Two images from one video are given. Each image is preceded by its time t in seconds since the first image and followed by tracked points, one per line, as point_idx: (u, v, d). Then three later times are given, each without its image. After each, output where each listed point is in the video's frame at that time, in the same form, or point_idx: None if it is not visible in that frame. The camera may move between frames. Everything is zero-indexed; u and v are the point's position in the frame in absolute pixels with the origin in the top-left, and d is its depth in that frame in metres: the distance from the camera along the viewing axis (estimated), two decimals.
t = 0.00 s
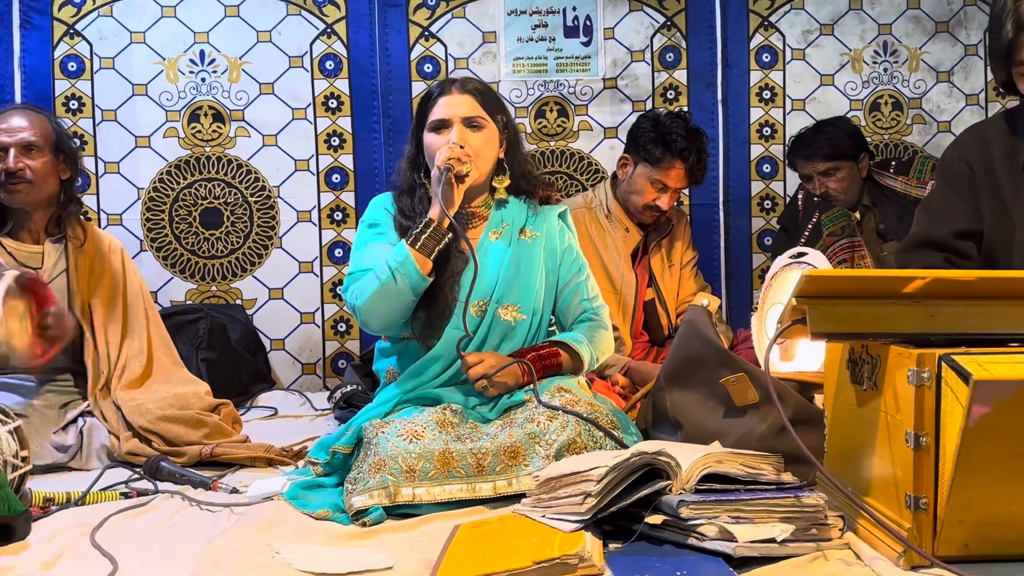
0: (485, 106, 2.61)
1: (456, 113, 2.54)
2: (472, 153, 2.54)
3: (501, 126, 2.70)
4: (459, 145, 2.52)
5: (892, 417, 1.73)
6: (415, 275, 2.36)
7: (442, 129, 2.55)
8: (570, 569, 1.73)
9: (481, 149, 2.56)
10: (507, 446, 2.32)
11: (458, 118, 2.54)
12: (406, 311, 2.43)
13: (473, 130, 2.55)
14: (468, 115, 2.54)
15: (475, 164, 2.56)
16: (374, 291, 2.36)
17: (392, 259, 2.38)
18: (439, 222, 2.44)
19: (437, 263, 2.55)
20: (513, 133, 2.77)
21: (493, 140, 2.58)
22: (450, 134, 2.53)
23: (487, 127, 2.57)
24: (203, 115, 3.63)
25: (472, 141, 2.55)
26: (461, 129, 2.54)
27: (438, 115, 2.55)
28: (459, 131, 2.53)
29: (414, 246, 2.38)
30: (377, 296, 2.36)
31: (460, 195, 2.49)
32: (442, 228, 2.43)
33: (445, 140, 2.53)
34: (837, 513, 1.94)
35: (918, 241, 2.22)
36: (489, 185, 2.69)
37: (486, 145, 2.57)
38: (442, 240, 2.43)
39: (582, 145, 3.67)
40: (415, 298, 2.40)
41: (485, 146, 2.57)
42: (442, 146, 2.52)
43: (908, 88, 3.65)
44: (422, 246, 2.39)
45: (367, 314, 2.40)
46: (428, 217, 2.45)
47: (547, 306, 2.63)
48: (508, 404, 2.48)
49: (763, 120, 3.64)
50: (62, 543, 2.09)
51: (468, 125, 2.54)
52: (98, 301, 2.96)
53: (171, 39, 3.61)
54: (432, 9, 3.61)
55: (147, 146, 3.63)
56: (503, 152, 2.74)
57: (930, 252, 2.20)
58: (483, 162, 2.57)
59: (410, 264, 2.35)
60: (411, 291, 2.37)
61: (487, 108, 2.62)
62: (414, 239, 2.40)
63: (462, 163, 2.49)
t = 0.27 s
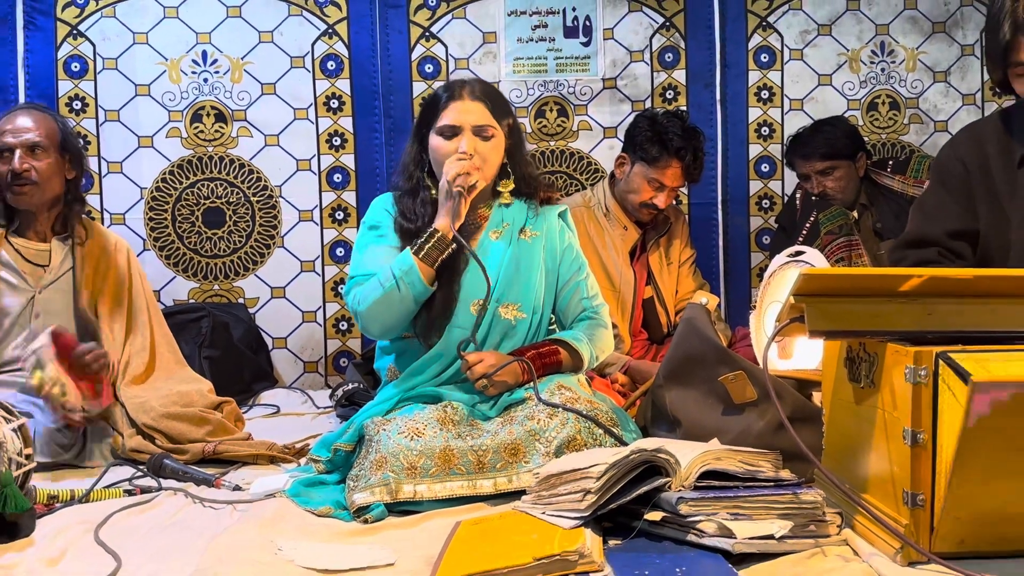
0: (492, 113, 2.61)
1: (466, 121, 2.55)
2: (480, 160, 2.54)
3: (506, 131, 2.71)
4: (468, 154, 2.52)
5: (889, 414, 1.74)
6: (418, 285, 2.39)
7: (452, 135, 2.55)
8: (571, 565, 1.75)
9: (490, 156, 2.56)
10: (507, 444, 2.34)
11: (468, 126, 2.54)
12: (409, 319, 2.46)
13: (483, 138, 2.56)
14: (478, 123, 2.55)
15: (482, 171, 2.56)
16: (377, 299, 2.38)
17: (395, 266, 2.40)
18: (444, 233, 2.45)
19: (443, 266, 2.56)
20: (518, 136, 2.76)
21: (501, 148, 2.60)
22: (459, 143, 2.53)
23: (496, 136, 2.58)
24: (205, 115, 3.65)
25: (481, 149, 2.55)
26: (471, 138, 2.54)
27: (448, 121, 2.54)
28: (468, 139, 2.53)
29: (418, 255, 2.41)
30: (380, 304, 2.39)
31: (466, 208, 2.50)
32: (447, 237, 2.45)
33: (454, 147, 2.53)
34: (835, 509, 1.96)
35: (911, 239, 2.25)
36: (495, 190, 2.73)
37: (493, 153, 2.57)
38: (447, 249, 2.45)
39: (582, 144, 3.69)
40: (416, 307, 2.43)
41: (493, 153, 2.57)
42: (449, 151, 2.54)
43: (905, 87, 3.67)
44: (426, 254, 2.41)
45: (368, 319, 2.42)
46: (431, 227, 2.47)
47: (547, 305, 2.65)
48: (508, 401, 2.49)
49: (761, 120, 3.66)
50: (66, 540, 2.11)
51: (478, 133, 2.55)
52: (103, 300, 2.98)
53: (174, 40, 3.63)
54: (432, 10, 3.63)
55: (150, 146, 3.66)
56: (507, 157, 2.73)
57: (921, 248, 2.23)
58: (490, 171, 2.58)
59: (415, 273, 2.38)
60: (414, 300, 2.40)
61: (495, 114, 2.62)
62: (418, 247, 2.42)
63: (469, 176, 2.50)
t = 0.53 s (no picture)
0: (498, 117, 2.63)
1: (473, 124, 2.56)
2: (484, 162, 2.56)
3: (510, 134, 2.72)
4: (473, 158, 2.53)
5: (887, 410, 1.76)
6: (419, 288, 2.41)
7: (457, 138, 2.56)
8: (571, 561, 1.77)
9: (494, 160, 2.59)
10: (508, 441, 2.36)
11: (475, 131, 2.55)
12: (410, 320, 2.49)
13: (488, 143, 2.58)
14: (485, 128, 2.56)
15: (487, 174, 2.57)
16: (377, 301, 2.41)
17: (397, 270, 2.42)
18: (445, 238, 2.46)
19: (444, 271, 2.57)
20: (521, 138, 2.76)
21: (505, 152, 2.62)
22: (466, 147, 2.54)
23: (501, 140, 2.60)
24: (207, 115, 3.67)
25: (486, 153, 2.57)
26: (477, 142, 2.55)
27: (456, 125, 2.55)
28: (474, 144, 2.54)
29: (421, 259, 2.43)
30: (382, 307, 2.41)
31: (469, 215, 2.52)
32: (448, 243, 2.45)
33: (460, 151, 2.54)
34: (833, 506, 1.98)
35: (905, 234, 2.24)
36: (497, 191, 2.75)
37: (497, 157, 2.60)
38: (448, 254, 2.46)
39: (582, 144, 3.71)
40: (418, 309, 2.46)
41: (497, 157, 2.60)
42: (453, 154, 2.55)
43: (903, 87, 3.69)
44: (428, 258, 2.43)
45: (368, 320, 2.45)
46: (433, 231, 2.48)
47: (548, 303, 2.68)
48: (509, 399, 2.50)
49: (760, 119, 3.68)
50: (70, 537, 2.13)
51: (484, 138, 2.56)
52: (109, 299, 3.00)
53: (176, 41, 3.65)
54: (433, 10, 3.65)
55: (152, 146, 3.68)
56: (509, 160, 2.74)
57: (912, 243, 2.22)
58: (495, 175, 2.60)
59: (416, 276, 2.40)
60: (415, 302, 2.42)
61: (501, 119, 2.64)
62: (420, 251, 2.44)
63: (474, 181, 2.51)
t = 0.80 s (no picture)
0: (489, 104, 2.65)
1: (463, 110, 2.58)
2: (477, 149, 2.57)
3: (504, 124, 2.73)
4: (465, 143, 2.55)
5: (889, 408, 1.76)
6: (418, 278, 2.40)
7: (449, 125, 2.58)
8: (572, 559, 1.77)
9: (488, 145, 2.59)
10: (510, 439, 2.36)
11: (465, 114, 2.58)
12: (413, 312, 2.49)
13: (479, 127, 2.58)
14: (475, 111, 2.58)
15: (480, 160, 2.57)
16: (376, 295, 2.41)
17: (395, 262, 2.42)
18: (441, 231, 2.46)
19: (441, 269, 2.58)
20: (515, 130, 2.78)
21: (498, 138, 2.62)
22: (457, 133, 2.56)
23: (493, 124, 2.61)
24: (208, 114, 3.68)
25: (478, 138, 2.58)
26: (468, 127, 2.57)
27: (446, 110, 2.57)
28: (466, 130, 2.56)
29: (418, 250, 2.42)
30: (380, 299, 2.41)
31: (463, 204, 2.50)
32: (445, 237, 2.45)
33: (451, 138, 2.56)
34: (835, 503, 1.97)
35: (903, 227, 2.25)
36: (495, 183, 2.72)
37: (491, 142, 2.60)
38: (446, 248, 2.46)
39: (582, 142, 3.71)
40: (419, 300, 2.45)
41: (491, 144, 2.60)
42: (447, 144, 2.56)
43: (904, 84, 3.69)
44: (426, 250, 2.43)
45: (368, 316, 2.45)
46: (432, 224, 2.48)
47: (551, 301, 2.67)
48: (510, 397, 2.50)
49: (760, 117, 3.68)
50: (71, 536, 2.13)
51: (474, 122, 2.58)
52: (110, 298, 3.00)
53: (177, 39, 3.65)
54: (433, 8, 3.65)
55: (153, 145, 3.68)
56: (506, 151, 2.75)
57: (911, 236, 2.22)
58: (488, 158, 2.59)
59: (415, 269, 2.39)
60: (415, 294, 2.41)
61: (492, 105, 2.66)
62: (418, 243, 2.43)
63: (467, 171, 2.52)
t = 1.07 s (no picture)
0: (476, 94, 2.69)
1: (447, 100, 2.62)
2: (465, 136, 2.59)
3: (496, 116, 2.75)
4: (450, 128, 2.58)
5: (891, 405, 1.76)
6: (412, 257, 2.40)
7: (436, 117, 2.62)
8: (573, 557, 1.76)
9: (474, 132, 2.61)
10: (511, 437, 2.35)
11: (449, 104, 2.62)
12: (412, 292, 2.48)
13: (465, 114, 2.62)
14: (458, 99, 2.62)
15: (467, 148, 2.60)
16: (372, 279, 2.42)
17: (388, 245, 2.43)
18: (433, 208, 2.42)
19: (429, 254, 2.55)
20: (508, 123, 2.80)
21: (485, 124, 2.64)
22: (442, 120, 2.60)
23: (478, 111, 2.64)
24: (208, 113, 3.68)
25: (463, 125, 2.60)
26: (452, 114, 2.61)
27: (431, 103, 2.62)
28: (451, 116, 2.60)
29: (411, 232, 2.40)
30: (376, 283, 2.41)
31: (448, 175, 2.47)
32: (437, 214, 2.42)
33: (438, 127, 2.59)
34: (837, 501, 1.97)
35: (903, 229, 2.28)
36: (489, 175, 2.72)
37: (478, 127, 2.62)
38: (438, 224, 2.42)
39: (582, 140, 3.71)
40: (416, 281, 2.45)
41: (478, 130, 2.62)
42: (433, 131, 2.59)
43: (904, 82, 3.68)
44: (417, 229, 2.40)
45: (368, 302, 2.45)
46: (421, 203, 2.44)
47: (552, 299, 2.67)
48: (511, 395, 2.52)
49: (761, 115, 3.67)
50: (72, 535, 2.13)
51: (459, 109, 2.61)
52: (109, 296, 3.00)
53: (177, 39, 3.65)
54: (433, 7, 3.64)
55: (153, 144, 3.68)
56: (500, 142, 2.77)
57: (912, 238, 2.25)
58: (477, 145, 2.62)
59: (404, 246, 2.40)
60: (410, 273, 2.41)
61: (479, 96, 2.69)
62: (408, 224, 2.41)
63: (446, 144, 2.52)
